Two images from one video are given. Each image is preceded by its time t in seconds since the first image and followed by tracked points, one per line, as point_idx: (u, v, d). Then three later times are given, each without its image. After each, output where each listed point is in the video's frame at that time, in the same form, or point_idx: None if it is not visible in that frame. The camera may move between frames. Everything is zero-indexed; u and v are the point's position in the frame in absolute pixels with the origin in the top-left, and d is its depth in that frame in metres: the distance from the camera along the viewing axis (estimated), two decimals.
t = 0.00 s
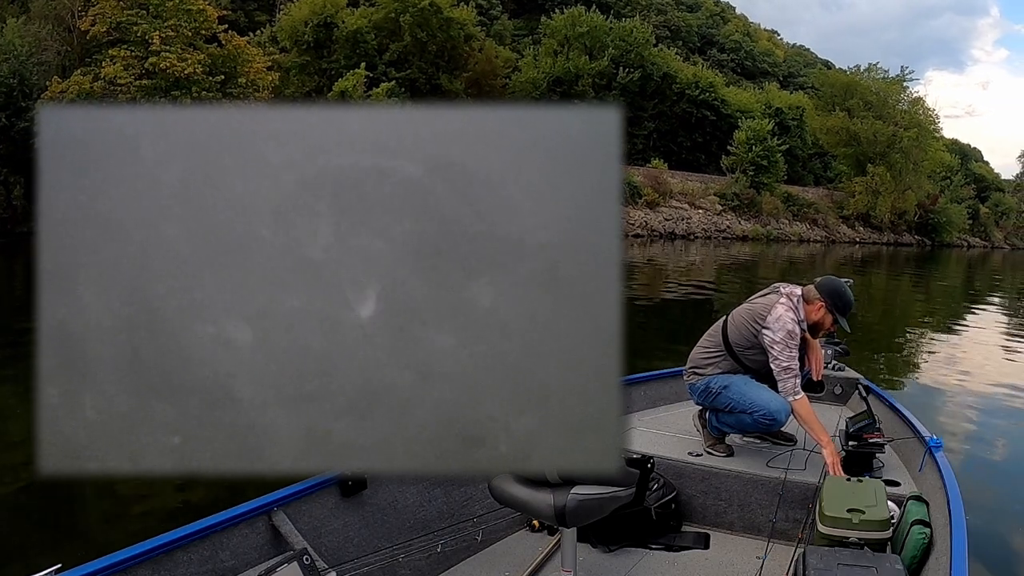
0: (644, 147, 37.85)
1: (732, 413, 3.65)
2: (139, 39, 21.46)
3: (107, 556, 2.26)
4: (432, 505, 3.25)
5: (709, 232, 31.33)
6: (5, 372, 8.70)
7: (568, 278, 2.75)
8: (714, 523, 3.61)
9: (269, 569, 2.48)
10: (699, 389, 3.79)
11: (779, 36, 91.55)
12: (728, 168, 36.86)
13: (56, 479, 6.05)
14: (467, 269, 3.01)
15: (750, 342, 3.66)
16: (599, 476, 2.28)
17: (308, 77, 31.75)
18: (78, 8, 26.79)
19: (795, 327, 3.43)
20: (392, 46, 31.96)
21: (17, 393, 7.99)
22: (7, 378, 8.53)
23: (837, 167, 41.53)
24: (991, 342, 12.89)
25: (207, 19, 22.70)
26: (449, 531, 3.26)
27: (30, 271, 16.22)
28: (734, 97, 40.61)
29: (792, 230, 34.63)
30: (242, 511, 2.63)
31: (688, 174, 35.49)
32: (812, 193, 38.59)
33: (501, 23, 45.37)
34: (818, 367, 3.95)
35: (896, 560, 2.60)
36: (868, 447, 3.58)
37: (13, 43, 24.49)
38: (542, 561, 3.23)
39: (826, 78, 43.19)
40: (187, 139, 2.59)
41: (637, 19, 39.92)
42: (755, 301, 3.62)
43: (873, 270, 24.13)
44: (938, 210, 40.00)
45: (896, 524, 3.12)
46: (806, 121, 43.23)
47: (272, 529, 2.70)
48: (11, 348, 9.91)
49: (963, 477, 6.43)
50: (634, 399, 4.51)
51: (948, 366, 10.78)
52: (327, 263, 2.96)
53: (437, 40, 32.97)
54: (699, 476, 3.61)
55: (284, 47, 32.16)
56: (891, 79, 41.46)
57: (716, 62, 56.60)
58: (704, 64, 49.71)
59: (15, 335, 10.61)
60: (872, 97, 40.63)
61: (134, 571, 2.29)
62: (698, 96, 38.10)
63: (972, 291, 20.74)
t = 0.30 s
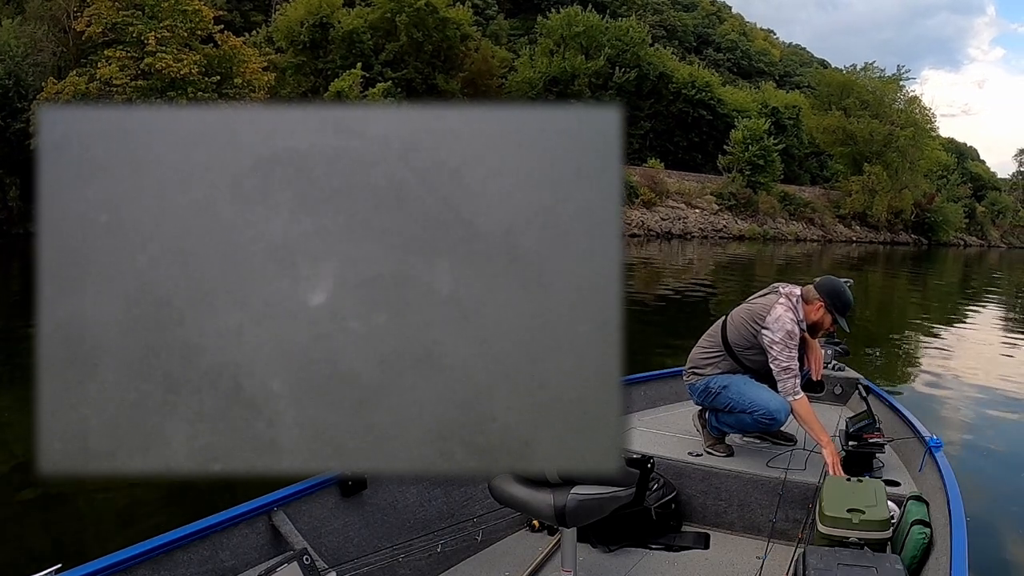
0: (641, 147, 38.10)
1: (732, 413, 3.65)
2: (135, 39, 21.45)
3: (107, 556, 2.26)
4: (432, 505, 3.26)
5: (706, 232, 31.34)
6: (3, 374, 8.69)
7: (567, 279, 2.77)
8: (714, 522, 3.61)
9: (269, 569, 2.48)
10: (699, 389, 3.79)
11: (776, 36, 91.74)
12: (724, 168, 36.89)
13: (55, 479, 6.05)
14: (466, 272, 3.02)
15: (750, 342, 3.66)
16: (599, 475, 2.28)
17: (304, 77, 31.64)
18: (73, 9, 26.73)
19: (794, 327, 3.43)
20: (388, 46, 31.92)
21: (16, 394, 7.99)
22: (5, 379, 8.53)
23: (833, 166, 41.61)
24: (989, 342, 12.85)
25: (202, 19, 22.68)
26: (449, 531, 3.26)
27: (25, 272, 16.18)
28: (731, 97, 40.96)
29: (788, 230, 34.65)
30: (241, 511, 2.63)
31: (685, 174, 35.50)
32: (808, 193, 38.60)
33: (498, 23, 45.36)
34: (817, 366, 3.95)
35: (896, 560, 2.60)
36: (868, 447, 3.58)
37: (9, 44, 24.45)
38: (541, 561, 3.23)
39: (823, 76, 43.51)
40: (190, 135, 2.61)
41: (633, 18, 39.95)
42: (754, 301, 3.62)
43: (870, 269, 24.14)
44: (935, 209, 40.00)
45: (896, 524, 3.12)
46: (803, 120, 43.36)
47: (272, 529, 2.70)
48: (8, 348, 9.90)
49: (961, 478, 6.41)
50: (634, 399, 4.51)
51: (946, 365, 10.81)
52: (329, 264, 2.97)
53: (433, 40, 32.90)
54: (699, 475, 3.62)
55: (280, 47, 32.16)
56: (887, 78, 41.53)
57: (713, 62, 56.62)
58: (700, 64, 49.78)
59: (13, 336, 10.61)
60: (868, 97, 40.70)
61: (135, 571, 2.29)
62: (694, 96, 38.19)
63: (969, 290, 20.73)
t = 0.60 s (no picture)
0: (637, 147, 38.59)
1: (732, 413, 3.66)
2: (131, 41, 21.41)
3: (107, 557, 2.26)
4: (432, 505, 3.25)
5: (703, 232, 31.36)
6: None
7: (566, 278, 2.77)
8: (714, 523, 3.61)
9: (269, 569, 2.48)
10: (699, 389, 3.79)
11: (772, 36, 91.81)
12: (721, 168, 36.83)
13: (55, 480, 6.06)
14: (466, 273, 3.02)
15: (750, 342, 3.66)
16: (599, 475, 2.28)
17: (300, 78, 31.55)
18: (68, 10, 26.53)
19: (795, 327, 3.43)
20: (384, 47, 31.83)
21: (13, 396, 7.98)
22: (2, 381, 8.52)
23: (830, 166, 41.62)
24: (986, 341, 12.83)
25: (198, 20, 22.61)
26: (450, 531, 3.26)
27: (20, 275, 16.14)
28: (727, 97, 41.09)
29: (785, 229, 34.66)
30: (242, 511, 2.63)
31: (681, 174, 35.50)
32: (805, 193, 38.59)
33: (494, 23, 45.29)
34: (817, 366, 3.96)
35: (895, 560, 2.60)
36: (868, 447, 3.58)
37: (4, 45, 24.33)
38: (541, 562, 3.23)
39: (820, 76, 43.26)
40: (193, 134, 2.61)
41: (629, 19, 39.94)
42: (754, 301, 3.62)
43: (867, 269, 24.13)
44: (931, 209, 40.00)
45: (896, 525, 3.12)
46: (799, 121, 43.41)
47: (272, 529, 2.70)
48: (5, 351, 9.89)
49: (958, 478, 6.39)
50: (634, 399, 4.51)
51: (944, 365, 10.78)
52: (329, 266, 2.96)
53: (429, 41, 32.78)
54: (700, 476, 3.61)
55: (276, 48, 32.08)
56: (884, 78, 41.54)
57: (709, 62, 56.57)
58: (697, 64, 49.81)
59: (10, 338, 10.61)
60: (865, 97, 40.72)
61: (134, 572, 2.29)
62: (691, 96, 38.19)
63: (965, 289, 20.72)
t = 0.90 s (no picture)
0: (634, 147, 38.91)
1: (732, 413, 3.66)
2: (128, 39, 21.42)
3: (105, 557, 2.26)
4: (432, 505, 3.25)
5: (700, 232, 31.42)
6: None
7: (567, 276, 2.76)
8: (714, 522, 3.61)
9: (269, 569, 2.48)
10: (699, 389, 3.79)
11: (770, 36, 91.97)
12: (719, 168, 36.75)
13: (55, 479, 6.06)
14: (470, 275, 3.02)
15: (751, 342, 3.66)
16: (599, 475, 2.28)
17: (297, 77, 31.55)
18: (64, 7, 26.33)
19: (795, 327, 3.43)
20: (381, 46, 31.76)
21: (12, 396, 7.98)
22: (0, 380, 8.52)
23: (828, 166, 41.66)
24: (982, 341, 12.87)
25: (196, 18, 22.59)
26: (450, 531, 3.27)
27: (17, 274, 16.14)
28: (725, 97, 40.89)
29: (782, 229, 34.71)
30: (242, 511, 2.63)
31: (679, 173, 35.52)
32: (802, 193, 38.59)
33: (491, 22, 45.23)
34: (818, 366, 3.96)
35: (896, 560, 2.60)
36: (868, 447, 3.58)
37: None
38: (541, 561, 3.23)
39: (817, 76, 43.25)
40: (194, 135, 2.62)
41: (627, 18, 39.93)
42: (755, 301, 3.62)
43: (863, 269, 24.15)
44: (929, 209, 40.04)
45: (896, 524, 3.12)
46: (796, 120, 43.44)
47: (272, 529, 2.70)
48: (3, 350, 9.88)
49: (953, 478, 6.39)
50: (634, 399, 4.51)
51: (939, 364, 10.83)
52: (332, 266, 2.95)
53: (426, 40, 32.70)
54: (699, 475, 3.61)
55: (273, 47, 32.00)
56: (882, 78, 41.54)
57: (706, 62, 56.55)
58: (695, 64, 49.84)
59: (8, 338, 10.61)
60: (862, 97, 40.75)
61: (135, 571, 2.29)
62: (688, 96, 38.17)
63: (962, 290, 20.76)
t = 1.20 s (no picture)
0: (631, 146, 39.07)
1: (732, 413, 3.66)
2: (124, 36, 21.39)
3: (105, 558, 2.26)
4: (432, 505, 3.26)
5: (697, 231, 31.47)
6: None
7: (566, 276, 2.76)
8: (713, 523, 3.61)
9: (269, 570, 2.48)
10: (699, 389, 3.79)
11: (767, 35, 92.12)
12: (715, 167, 36.74)
13: (56, 479, 6.07)
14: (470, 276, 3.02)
15: (750, 342, 3.66)
16: (600, 475, 2.28)
17: (294, 75, 31.46)
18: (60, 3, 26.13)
19: (795, 327, 3.43)
20: (378, 44, 31.73)
21: (11, 396, 7.97)
22: None
23: (824, 166, 41.73)
24: (979, 341, 12.91)
25: (192, 15, 22.55)
26: (449, 531, 3.27)
27: (14, 272, 16.10)
28: (723, 96, 41.03)
29: (779, 228, 34.79)
30: (242, 511, 2.62)
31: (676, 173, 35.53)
32: (799, 193, 38.64)
33: (488, 21, 45.18)
34: (818, 366, 3.96)
35: (896, 560, 2.60)
36: (868, 447, 3.58)
37: None
38: (541, 562, 3.23)
39: (814, 76, 43.41)
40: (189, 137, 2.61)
41: (624, 18, 39.93)
42: (754, 301, 3.62)
43: (860, 269, 24.20)
44: (925, 209, 40.12)
45: (895, 524, 3.12)
46: (793, 120, 43.47)
47: (272, 529, 2.70)
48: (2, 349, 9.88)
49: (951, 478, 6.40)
50: (635, 399, 4.51)
51: (936, 363, 10.89)
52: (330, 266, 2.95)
53: (423, 38, 32.73)
54: (699, 476, 3.62)
55: (270, 44, 31.92)
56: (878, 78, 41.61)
57: (703, 61, 56.55)
58: (692, 63, 49.89)
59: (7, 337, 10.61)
60: (859, 97, 40.79)
61: (135, 571, 2.29)
62: (685, 95, 38.19)
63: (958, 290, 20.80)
